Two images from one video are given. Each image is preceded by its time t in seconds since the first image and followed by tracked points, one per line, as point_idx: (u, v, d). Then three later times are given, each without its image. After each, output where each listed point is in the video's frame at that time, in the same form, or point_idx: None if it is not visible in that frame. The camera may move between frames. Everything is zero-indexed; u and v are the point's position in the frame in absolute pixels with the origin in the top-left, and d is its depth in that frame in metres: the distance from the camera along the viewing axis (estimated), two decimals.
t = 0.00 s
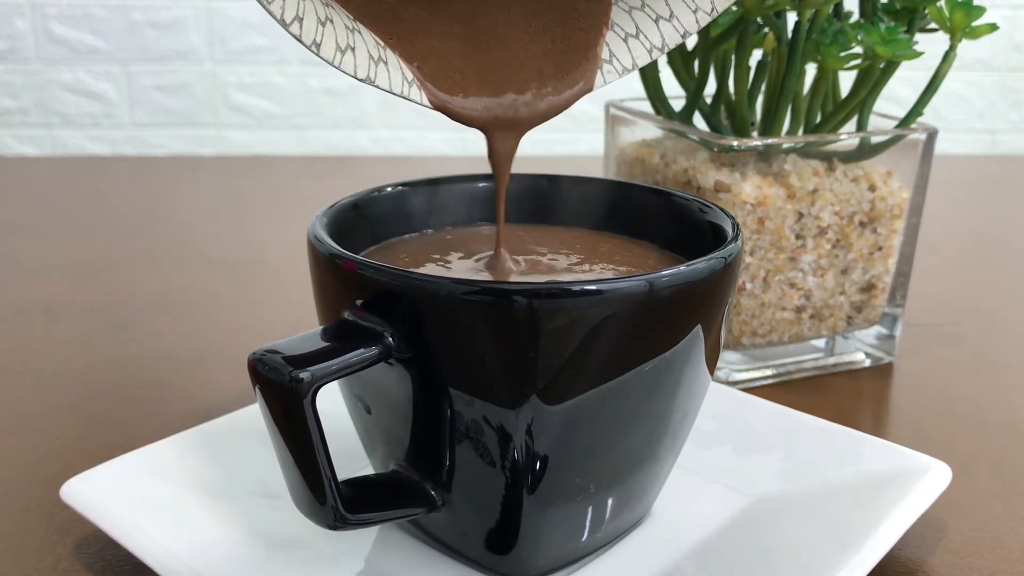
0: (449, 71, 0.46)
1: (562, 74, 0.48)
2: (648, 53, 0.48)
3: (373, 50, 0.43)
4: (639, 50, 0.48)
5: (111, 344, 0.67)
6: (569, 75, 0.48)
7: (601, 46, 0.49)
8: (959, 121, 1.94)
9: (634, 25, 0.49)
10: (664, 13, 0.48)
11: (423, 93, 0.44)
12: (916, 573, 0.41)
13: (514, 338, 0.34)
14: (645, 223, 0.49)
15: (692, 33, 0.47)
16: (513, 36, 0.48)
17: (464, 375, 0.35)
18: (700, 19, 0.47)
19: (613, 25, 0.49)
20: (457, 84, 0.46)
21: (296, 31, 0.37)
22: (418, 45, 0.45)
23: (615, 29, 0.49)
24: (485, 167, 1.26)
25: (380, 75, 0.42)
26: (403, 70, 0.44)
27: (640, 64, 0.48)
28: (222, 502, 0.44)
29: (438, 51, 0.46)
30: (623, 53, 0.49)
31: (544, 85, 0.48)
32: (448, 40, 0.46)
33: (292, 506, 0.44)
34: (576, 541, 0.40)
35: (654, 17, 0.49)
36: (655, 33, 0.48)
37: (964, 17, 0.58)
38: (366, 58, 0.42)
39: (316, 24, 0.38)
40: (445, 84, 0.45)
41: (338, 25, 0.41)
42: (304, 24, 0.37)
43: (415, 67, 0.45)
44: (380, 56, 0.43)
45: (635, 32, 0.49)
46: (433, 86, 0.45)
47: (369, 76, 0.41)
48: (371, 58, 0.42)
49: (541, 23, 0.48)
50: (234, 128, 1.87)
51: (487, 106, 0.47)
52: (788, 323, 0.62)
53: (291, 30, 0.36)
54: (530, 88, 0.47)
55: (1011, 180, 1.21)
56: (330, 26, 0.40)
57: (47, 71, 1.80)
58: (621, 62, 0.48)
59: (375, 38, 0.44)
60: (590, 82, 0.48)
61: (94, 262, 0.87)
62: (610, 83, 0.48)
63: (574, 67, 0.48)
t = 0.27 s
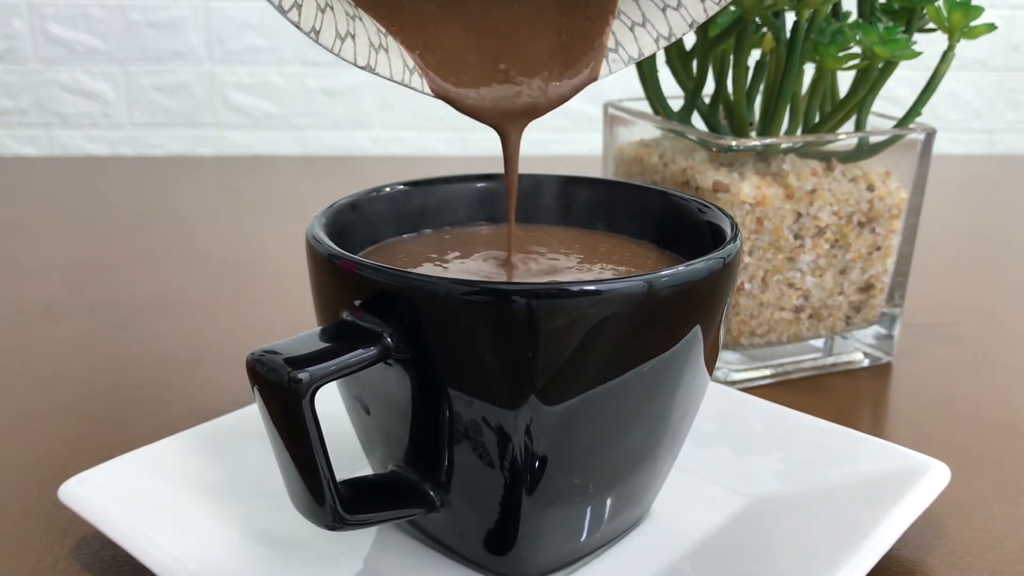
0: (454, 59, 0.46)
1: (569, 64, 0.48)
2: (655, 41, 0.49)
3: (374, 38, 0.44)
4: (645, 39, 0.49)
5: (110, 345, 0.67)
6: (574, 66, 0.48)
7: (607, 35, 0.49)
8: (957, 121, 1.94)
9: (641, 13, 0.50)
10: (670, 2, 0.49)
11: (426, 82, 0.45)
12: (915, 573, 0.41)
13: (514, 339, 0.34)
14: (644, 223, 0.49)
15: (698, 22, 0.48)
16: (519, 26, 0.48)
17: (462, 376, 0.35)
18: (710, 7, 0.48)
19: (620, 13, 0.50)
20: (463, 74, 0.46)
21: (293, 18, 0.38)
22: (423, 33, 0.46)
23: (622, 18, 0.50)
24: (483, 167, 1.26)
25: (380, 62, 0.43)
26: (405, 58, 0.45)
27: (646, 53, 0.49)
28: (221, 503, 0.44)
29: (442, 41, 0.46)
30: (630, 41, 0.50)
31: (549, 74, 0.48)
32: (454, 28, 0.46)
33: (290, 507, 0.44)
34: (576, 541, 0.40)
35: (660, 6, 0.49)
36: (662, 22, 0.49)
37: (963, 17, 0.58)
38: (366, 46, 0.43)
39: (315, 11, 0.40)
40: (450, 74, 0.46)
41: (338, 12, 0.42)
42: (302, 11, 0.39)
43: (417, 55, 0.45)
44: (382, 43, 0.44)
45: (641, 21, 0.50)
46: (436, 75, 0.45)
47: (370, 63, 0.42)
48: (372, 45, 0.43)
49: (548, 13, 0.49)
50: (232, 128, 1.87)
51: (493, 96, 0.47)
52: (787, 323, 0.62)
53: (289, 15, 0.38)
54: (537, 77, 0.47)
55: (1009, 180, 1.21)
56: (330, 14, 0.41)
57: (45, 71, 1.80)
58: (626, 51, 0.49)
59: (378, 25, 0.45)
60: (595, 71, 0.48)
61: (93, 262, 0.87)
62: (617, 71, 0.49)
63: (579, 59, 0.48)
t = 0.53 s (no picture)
0: (490, 59, 0.46)
1: (605, 57, 0.48)
2: (691, 30, 0.48)
3: (413, 36, 0.43)
4: (680, 29, 0.49)
5: (108, 345, 0.67)
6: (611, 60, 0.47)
7: (643, 26, 0.49)
8: (956, 121, 1.94)
9: (674, 4, 0.49)
10: None
11: (465, 80, 0.44)
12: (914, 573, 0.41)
13: (513, 339, 0.34)
14: (642, 223, 0.49)
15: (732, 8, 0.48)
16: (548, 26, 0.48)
17: (461, 376, 0.35)
18: None
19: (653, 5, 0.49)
20: (498, 71, 0.46)
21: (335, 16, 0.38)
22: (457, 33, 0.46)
23: (654, 9, 0.49)
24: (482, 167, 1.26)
25: (421, 60, 0.43)
26: (443, 56, 0.44)
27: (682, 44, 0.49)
28: (219, 503, 0.44)
29: (476, 39, 0.46)
30: (664, 32, 0.49)
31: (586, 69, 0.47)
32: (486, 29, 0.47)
33: (288, 508, 0.44)
34: (574, 541, 0.40)
35: None
36: (696, 11, 0.49)
37: (961, 17, 0.58)
38: (406, 44, 0.42)
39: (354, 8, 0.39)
40: (487, 70, 0.46)
41: (376, 11, 0.42)
42: (344, 9, 0.38)
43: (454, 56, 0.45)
44: (421, 42, 0.44)
45: (674, 11, 0.49)
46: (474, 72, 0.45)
47: (411, 62, 0.42)
48: (411, 44, 0.43)
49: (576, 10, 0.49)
50: (231, 129, 1.86)
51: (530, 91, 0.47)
52: (786, 323, 0.62)
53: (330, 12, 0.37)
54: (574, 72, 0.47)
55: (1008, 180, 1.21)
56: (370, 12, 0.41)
57: (43, 71, 1.80)
58: (663, 42, 0.48)
59: (414, 25, 0.44)
60: (632, 63, 0.48)
61: (92, 262, 0.87)
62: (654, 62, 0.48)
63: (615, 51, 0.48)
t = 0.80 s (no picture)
0: (484, 66, 0.46)
1: (597, 61, 0.48)
2: (682, 31, 0.50)
3: (405, 43, 0.43)
4: (672, 30, 0.50)
5: (107, 345, 0.67)
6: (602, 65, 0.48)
7: (633, 29, 0.49)
8: (954, 121, 1.95)
9: (664, 5, 0.50)
10: None
11: (460, 87, 0.45)
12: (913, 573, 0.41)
13: (512, 340, 0.34)
14: (642, 223, 0.49)
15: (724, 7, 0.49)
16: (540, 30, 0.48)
17: (460, 376, 0.35)
18: None
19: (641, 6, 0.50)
20: (494, 79, 0.46)
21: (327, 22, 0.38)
22: (450, 38, 0.46)
23: (645, 10, 0.50)
24: (481, 167, 1.27)
25: (415, 67, 0.43)
26: (437, 62, 0.44)
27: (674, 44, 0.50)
28: (219, 504, 0.44)
29: (468, 46, 0.46)
30: (656, 34, 0.50)
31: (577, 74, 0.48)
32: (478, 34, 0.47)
33: (288, 508, 0.44)
34: (574, 542, 0.40)
35: None
36: (686, 12, 0.50)
37: (960, 17, 0.58)
38: (400, 50, 0.42)
39: (346, 16, 0.40)
40: (483, 79, 0.46)
41: (368, 17, 0.42)
42: (336, 16, 0.39)
43: (449, 62, 0.45)
44: (414, 48, 0.44)
45: (664, 12, 0.50)
46: (470, 81, 0.45)
47: (405, 68, 0.42)
48: (405, 51, 0.43)
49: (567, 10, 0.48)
50: (230, 129, 1.86)
51: (526, 97, 0.47)
52: (785, 323, 0.62)
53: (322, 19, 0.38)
54: (566, 79, 0.48)
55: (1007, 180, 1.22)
56: (362, 19, 0.41)
57: (42, 71, 1.79)
58: (654, 43, 0.49)
59: (407, 32, 0.44)
60: (623, 67, 0.48)
61: (91, 262, 0.87)
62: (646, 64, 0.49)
63: (604, 55, 0.48)
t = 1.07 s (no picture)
0: (483, 47, 0.46)
1: (595, 43, 0.48)
2: (679, 10, 0.49)
3: (405, 24, 0.44)
4: (668, 9, 0.49)
5: (106, 345, 0.67)
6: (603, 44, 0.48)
7: (630, 9, 0.49)
8: (953, 121, 1.94)
9: None
10: None
11: (460, 66, 0.45)
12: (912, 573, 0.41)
13: (511, 340, 0.34)
14: (642, 224, 0.49)
15: None
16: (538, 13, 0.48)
17: (459, 376, 0.35)
18: None
19: None
20: (494, 60, 0.46)
21: None
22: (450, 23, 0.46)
23: None
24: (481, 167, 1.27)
25: (415, 48, 0.43)
26: (438, 45, 0.45)
27: (671, 22, 0.49)
28: (219, 504, 0.44)
29: (468, 28, 0.46)
30: (652, 14, 0.49)
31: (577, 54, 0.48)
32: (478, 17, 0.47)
33: (287, 509, 0.44)
34: (573, 542, 0.40)
35: None
36: None
37: (959, 17, 0.58)
38: (400, 32, 0.43)
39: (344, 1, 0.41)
40: (482, 60, 0.46)
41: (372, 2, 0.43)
42: None
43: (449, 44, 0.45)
44: (415, 30, 0.44)
45: None
46: (469, 61, 0.45)
47: (406, 49, 0.43)
48: (405, 31, 0.44)
49: None
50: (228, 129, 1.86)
51: (525, 78, 0.47)
52: (785, 323, 0.62)
53: None
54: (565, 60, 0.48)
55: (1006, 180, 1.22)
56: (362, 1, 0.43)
57: (41, 71, 1.79)
58: (652, 22, 0.49)
59: (407, 15, 0.45)
60: (623, 44, 0.48)
61: (90, 262, 0.87)
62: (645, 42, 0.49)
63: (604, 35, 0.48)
